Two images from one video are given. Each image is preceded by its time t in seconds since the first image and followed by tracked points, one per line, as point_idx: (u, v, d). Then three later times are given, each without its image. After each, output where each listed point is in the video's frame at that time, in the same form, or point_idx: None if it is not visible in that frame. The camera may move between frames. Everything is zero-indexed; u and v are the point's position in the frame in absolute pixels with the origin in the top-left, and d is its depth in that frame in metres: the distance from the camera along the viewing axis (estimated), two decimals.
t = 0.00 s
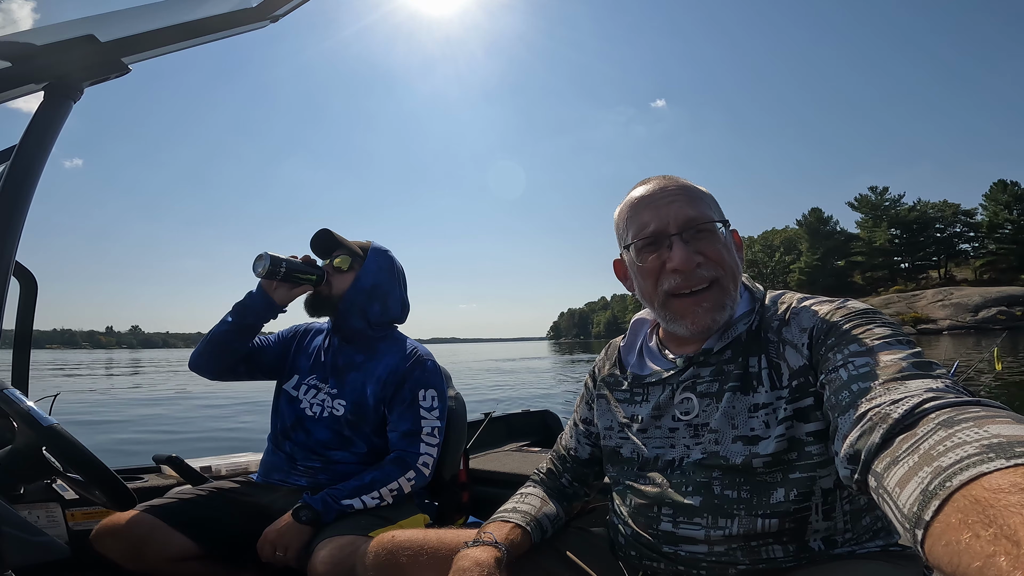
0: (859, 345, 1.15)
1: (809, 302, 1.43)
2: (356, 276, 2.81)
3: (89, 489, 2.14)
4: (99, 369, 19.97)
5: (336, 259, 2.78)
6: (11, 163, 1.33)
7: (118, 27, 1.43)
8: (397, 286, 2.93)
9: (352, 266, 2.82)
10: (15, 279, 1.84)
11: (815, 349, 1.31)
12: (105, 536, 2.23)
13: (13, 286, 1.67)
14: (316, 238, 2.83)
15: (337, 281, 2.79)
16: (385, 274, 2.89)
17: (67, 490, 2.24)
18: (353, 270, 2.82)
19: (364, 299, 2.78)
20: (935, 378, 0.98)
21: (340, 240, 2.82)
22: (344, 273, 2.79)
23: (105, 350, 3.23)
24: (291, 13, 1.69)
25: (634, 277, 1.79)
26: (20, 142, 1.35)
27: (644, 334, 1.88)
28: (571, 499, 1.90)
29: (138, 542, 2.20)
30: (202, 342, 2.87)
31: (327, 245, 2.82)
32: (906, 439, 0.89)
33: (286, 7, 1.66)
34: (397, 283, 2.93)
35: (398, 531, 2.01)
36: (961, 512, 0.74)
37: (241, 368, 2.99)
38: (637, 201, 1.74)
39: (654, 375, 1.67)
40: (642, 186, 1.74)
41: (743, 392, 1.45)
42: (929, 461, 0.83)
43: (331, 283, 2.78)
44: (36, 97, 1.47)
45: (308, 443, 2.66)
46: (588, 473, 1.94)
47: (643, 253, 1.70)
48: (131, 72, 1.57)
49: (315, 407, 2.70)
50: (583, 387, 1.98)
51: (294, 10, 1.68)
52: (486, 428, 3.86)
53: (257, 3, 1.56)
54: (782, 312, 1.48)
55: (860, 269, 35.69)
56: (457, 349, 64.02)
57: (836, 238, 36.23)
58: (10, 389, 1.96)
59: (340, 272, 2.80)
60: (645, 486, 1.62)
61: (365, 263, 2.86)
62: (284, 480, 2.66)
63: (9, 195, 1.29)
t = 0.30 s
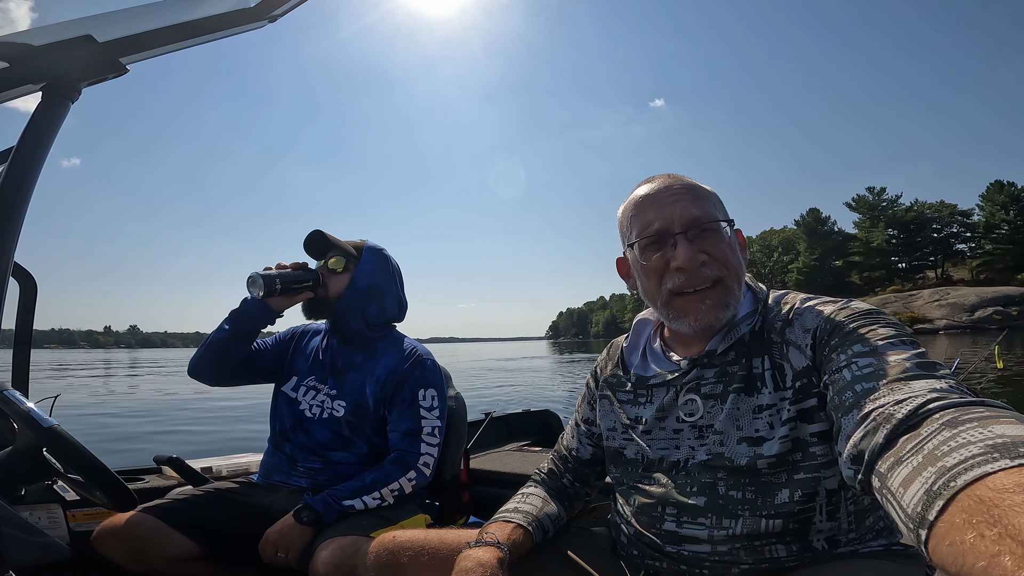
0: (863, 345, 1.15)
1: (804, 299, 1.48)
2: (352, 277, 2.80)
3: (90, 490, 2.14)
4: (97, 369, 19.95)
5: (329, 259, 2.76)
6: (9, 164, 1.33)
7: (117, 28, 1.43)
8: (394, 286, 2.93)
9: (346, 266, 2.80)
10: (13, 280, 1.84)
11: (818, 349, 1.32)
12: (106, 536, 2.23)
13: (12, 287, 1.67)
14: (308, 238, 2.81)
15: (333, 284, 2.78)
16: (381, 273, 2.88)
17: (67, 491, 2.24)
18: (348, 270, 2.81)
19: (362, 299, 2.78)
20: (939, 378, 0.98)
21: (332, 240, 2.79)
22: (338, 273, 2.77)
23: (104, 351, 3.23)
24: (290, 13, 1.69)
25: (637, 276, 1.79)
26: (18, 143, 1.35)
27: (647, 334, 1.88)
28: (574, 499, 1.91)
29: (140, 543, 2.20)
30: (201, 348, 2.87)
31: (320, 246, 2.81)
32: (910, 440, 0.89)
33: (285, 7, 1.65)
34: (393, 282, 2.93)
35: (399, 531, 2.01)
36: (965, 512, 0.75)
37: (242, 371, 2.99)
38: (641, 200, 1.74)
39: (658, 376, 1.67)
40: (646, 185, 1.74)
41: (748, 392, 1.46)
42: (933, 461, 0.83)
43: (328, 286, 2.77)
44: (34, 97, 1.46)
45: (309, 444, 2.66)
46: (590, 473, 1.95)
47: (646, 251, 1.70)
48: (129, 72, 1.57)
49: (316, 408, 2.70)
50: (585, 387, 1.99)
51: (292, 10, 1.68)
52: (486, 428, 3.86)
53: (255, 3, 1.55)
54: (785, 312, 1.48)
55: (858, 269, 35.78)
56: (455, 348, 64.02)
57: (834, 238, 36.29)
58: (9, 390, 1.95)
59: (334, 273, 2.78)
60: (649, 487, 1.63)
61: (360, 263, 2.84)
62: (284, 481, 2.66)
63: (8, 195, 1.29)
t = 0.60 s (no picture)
0: (862, 344, 1.16)
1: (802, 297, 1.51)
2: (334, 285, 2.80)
3: (92, 492, 2.14)
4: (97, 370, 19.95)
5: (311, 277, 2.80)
6: (8, 165, 1.33)
7: (115, 29, 1.43)
8: (379, 281, 2.91)
9: (325, 276, 2.82)
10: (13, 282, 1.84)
11: (818, 349, 1.32)
12: (109, 540, 2.24)
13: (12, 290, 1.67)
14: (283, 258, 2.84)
15: (319, 296, 2.80)
16: (364, 274, 2.85)
17: (69, 493, 2.24)
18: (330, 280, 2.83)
19: (352, 308, 2.77)
20: (938, 377, 0.98)
21: (304, 254, 2.81)
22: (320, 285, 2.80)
23: (104, 352, 3.23)
24: (287, 14, 1.69)
25: (636, 277, 1.79)
26: (17, 144, 1.36)
27: (648, 335, 1.88)
28: (575, 500, 1.91)
29: (142, 544, 2.21)
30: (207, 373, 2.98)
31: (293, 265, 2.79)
32: (910, 439, 0.90)
33: (282, 8, 1.65)
34: (378, 277, 2.90)
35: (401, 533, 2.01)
36: (965, 510, 0.75)
37: (250, 387, 3.08)
38: (637, 202, 1.74)
39: (658, 378, 1.68)
40: (644, 186, 1.74)
41: (748, 393, 1.46)
42: (933, 460, 0.84)
43: (313, 301, 2.80)
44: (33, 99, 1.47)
45: (309, 445, 2.66)
46: (591, 473, 1.95)
47: (645, 252, 1.70)
48: (126, 74, 1.57)
49: (318, 411, 2.70)
50: (586, 387, 1.99)
51: (290, 11, 1.68)
52: (487, 428, 3.87)
53: (253, 4, 1.55)
54: (784, 312, 1.49)
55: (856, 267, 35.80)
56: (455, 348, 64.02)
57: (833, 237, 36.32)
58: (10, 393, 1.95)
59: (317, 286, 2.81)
60: (650, 488, 1.63)
61: (341, 270, 2.83)
62: (285, 483, 2.66)
63: (8, 197, 1.30)
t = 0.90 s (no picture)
0: (863, 341, 1.16)
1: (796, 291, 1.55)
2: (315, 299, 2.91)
3: (94, 493, 2.14)
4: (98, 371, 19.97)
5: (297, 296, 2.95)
6: (9, 167, 1.33)
7: (114, 31, 1.43)
8: (357, 285, 2.85)
9: (307, 292, 2.95)
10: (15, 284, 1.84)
11: (818, 347, 1.32)
12: (110, 544, 2.23)
13: (13, 292, 1.67)
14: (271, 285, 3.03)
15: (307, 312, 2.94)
16: (338, 281, 2.84)
17: (71, 494, 2.24)
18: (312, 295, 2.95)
19: (335, 317, 2.78)
20: (940, 374, 0.98)
21: (282, 276, 2.96)
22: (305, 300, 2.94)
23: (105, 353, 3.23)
24: (286, 15, 1.69)
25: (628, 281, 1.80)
26: (18, 146, 1.35)
27: (649, 333, 1.88)
28: (576, 499, 1.91)
29: (144, 545, 2.22)
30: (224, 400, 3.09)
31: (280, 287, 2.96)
32: (912, 437, 0.90)
33: (282, 9, 1.66)
34: (356, 281, 2.86)
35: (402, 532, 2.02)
36: (968, 508, 0.75)
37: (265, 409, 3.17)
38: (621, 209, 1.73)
39: (658, 376, 1.68)
40: (631, 194, 1.73)
41: (749, 391, 1.46)
42: (935, 457, 0.84)
43: (303, 317, 2.95)
44: (33, 101, 1.47)
45: (310, 447, 2.67)
46: (591, 473, 1.95)
47: (627, 261, 1.72)
48: (126, 76, 1.56)
49: (316, 415, 2.71)
50: (586, 386, 1.99)
51: (289, 12, 1.68)
52: (488, 428, 3.87)
53: (252, 5, 1.56)
54: (784, 309, 1.49)
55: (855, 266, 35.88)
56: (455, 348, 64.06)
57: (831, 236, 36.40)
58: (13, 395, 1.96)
59: (303, 301, 2.95)
60: (651, 486, 1.63)
61: (316, 283, 2.84)
62: (286, 484, 2.64)
63: (7, 200, 1.29)
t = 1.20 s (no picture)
0: (864, 338, 1.16)
1: (800, 288, 1.54)
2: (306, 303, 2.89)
3: (96, 493, 2.15)
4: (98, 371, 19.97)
5: (288, 300, 2.94)
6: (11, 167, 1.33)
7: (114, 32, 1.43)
8: (347, 285, 2.85)
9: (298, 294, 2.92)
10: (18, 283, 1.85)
11: (819, 343, 1.32)
12: (112, 544, 2.24)
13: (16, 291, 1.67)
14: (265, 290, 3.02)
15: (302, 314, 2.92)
16: (327, 282, 2.83)
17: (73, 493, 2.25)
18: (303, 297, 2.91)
19: (328, 318, 2.77)
20: (942, 371, 0.99)
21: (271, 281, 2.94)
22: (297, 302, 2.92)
23: (105, 353, 3.24)
24: (288, 15, 1.69)
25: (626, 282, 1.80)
26: (20, 146, 1.36)
27: (648, 330, 1.88)
28: (575, 498, 1.91)
29: (146, 545, 2.22)
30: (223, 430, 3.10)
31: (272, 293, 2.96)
32: (914, 434, 0.90)
33: (283, 9, 1.66)
34: (345, 280, 2.86)
35: (402, 531, 2.02)
36: (970, 506, 0.75)
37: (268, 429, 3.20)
38: (622, 207, 1.72)
39: (657, 372, 1.68)
40: (631, 193, 1.72)
41: (749, 387, 1.46)
42: (937, 455, 0.84)
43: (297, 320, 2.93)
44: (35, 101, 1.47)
45: (310, 446, 2.67)
46: (592, 471, 1.95)
47: (627, 261, 1.72)
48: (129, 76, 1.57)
49: (316, 416, 2.72)
50: (586, 384, 1.99)
51: (291, 12, 1.68)
52: (489, 427, 3.87)
53: (254, 5, 1.56)
54: (785, 305, 1.49)
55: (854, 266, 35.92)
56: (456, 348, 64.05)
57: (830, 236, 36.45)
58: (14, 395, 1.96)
59: (295, 305, 2.94)
60: (650, 484, 1.63)
61: (305, 285, 2.83)
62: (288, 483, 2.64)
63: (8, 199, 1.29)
